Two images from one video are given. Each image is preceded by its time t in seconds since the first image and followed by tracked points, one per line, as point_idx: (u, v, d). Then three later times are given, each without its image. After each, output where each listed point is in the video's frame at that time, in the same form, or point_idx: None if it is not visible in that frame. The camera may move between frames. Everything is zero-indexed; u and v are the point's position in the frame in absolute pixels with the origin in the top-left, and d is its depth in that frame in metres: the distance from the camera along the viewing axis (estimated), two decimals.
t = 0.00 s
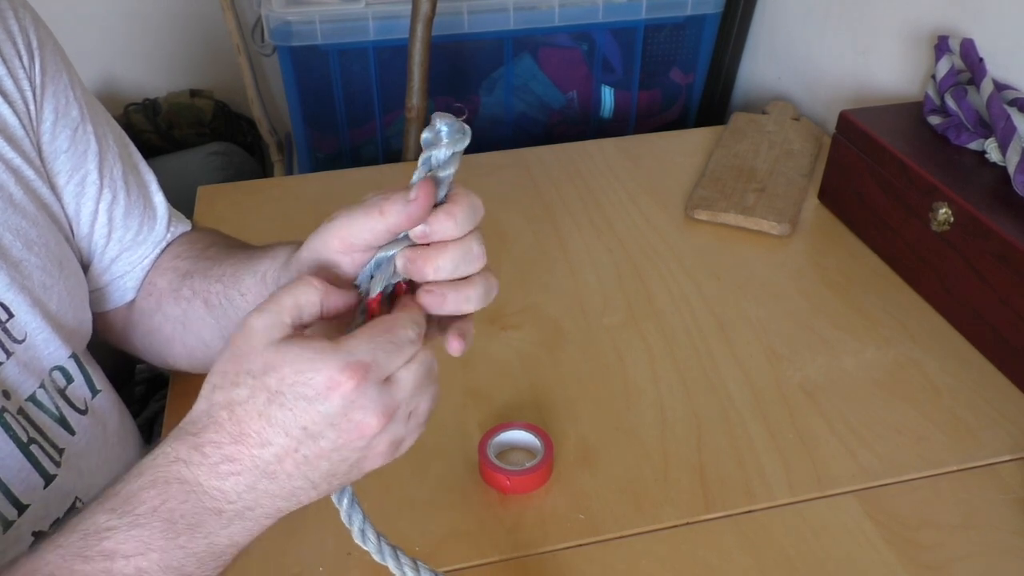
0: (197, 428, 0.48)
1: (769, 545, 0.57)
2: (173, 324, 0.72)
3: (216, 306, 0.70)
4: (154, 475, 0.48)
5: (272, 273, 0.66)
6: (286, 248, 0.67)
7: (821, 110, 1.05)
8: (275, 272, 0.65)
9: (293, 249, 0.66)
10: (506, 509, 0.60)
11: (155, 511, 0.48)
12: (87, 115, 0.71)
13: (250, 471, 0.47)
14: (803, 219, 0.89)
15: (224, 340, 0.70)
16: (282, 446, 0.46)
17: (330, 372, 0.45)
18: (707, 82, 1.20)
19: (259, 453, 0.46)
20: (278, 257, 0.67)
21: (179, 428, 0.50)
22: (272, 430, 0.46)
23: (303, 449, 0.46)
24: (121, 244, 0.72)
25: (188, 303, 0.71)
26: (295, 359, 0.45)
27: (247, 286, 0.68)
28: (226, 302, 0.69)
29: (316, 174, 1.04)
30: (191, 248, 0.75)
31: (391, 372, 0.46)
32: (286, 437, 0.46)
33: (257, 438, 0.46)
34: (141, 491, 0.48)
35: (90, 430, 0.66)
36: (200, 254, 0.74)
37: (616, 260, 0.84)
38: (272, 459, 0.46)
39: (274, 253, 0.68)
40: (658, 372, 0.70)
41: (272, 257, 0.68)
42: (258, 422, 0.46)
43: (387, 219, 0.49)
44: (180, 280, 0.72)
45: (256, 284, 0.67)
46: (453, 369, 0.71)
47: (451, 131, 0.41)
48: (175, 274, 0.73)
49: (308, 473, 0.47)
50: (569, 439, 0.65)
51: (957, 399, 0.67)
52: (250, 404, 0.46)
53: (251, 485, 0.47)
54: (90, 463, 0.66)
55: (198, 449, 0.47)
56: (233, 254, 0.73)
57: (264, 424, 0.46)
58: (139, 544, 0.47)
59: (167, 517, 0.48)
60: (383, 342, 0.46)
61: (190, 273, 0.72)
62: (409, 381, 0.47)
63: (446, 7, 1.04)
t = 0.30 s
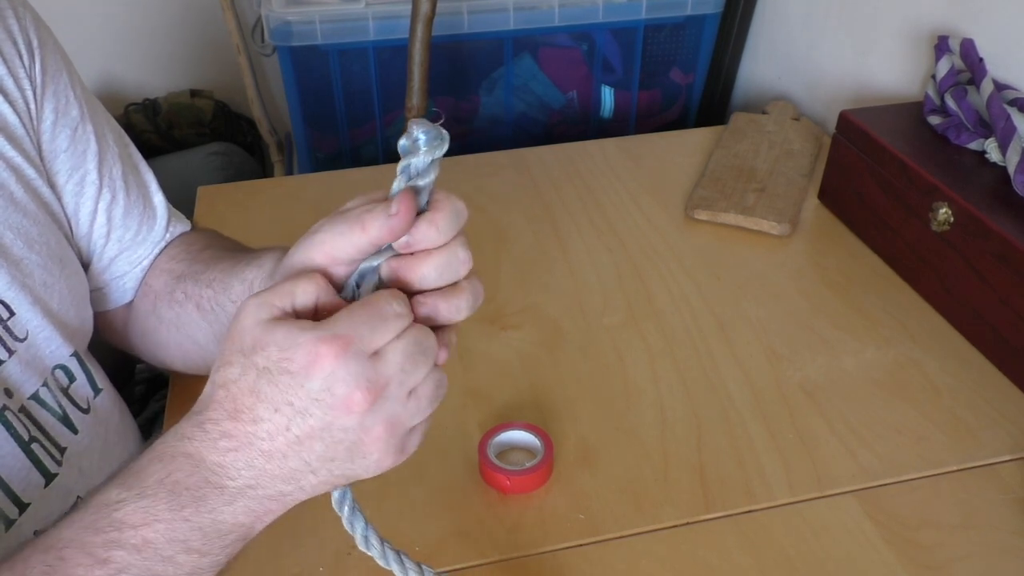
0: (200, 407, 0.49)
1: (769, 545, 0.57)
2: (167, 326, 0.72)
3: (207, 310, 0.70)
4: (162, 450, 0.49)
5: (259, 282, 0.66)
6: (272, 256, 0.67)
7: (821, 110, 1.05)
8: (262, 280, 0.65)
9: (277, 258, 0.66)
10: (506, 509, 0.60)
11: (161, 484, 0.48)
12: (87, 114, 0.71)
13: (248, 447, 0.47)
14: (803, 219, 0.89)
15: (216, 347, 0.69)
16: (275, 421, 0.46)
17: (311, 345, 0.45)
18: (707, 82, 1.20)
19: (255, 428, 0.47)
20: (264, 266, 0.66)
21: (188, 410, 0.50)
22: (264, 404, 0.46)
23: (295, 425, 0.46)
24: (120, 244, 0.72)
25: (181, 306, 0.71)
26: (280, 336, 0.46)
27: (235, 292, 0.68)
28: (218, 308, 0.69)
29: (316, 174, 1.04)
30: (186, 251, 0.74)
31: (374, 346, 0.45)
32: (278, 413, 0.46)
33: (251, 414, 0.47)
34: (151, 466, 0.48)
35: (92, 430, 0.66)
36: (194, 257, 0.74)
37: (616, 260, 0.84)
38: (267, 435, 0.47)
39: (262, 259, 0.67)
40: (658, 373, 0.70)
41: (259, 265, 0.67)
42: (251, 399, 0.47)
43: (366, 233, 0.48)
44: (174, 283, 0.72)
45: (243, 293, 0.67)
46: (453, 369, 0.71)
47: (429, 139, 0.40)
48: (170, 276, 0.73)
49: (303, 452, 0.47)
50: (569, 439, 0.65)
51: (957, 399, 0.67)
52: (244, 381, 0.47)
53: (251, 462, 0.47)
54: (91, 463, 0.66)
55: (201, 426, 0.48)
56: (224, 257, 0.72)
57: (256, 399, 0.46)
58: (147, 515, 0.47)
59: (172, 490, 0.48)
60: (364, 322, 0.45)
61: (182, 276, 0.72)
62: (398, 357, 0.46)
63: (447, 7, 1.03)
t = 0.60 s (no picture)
0: (211, 403, 0.49)
1: (769, 545, 0.57)
2: (171, 326, 0.72)
3: (212, 310, 0.70)
4: (172, 446, 0.49)
5: (265, 285, 0.66)
6: (279, 258, 0.67)
7: (821, 110, 1.05)
8: (268, 283, 0.65)
9: (285, 260, 0.66)
10: (506, 509, 0.60)
11: (170, 478, 0.48)
12: (86, 115, 0.71)
13: (258, 443, 0.47)
14: (803, 219, 0.89)
15: (220, 349, 0.70)
16: (287, 415, 0.46)
17: (327, 335, 0.45)
18: (707, 82, 1.20)
19: (267, 423, 0.46)
20: (270, 268, 0.66)
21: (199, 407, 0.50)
22: (277, 398, 0.46)
23: (308, 418, 0.46)
24: (120, 244, 0.72)
25: (184, 305, 0.71)
26: (298, 328, 0.46)
27: (240, 294, 0.68)
28: (222, 308, 0.69)
29: (316, 174, 1.04)
30: (188, 251, 0.74)
31: (387, 337, 0.46)
32: (291, 406, 0.46)
33: (264, 408, 0.47)
34: (160, 461, 0.48)
35: (93, 429, 0.66)
36: (196, 257, 0.74)
37: (616, 260, 0.84)
38: (279, 430, 0.46)
39: (267, 262, 0.67)
40: (658, 372, 0.70)
41: (265, 266, 0.67)
42: (264, 393, 0.46)
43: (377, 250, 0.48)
44: (176, 283, 0.72)
45: (249, 294, 0.67)
46: (453, 369, 0.71)
47: (449, 164, 0.41)
48: (172, 276, 0.73)
49: (314, 447, 0.46)
50: (569, 439, 0.65)
51: (957, 399, 0.67)
52: (256, 375, 0.47)
53: (261, 458, 0.47)
54: (92, 463, 0.66)
55: (212, 422, 0.48)
56: (227, 258, 0.73)
57: (270, 392, 0.46)
58: (153, 509, 0.47)
59: (181, 484, 0.47)
60: (380, 312, 0.46)
61: (185, 276, 0.72)
62: (410, 351, 0.46)
63: (447, 6, 1.04)
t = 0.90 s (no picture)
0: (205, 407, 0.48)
1: (769, 545, 0.57)
2: (174, 326, 0.72)
3: (217, 310, 0.70)
4: (163, 452, 0.48)
5: (274, 284, 0.66)
6: (288, 257, 0.67)
7: (821, 110, 1.05)
8: (277, 281, 0.65)
9: (294, 261, 0.66)
10: (506, 509, 0.60)
11: (160, 484, 0.47)
12: (85, 116, 0.71)
13: (254, 446, 0.46)
14: (803, 219, 0.89)
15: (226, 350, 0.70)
16: (283, 417, 0.46)
17: (325, 335, 0.46)
18: (707, 82, 1.20)
19: (263, 426, 0.46)
20: (279, 267, 0.66)
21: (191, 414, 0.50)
22: (274, 401, 0.46)
23: (304, 420, 0.46)
24: (120, 245, 0.72)
25: (189, 305, 0.71)
26: (297, 330, 0.47)
27: (249, 292, 0.68)
28: (228, 307, 0.69)
29: (316, 174, 1.04)
30: (190, 251, 0.74)
31: (386, 338, 0.47)
32: (288, 408, 0.46)
33: (260, 410, 0.46)
34: (150, 468, 0.48)
35: (90, 431, 0.66)
36: (200, 257, 0.74)
37: (616, 260, 0.84)
38: (274, 432, 0.46)
39: (277, 261, 0.67)
40: (658, 372, 0.70)
41: (274, 266, 0.67)
42: (260, 395, 0.46)
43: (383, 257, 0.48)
44: (180, 282, 0.72)
45: (257, 292, 0.67)
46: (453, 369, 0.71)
47: (457, 178, 0.42)
48: (175, 276, 0.73)
49: (310, 449, 0.46)
50: (569, 439, 0.65)
51: (957, 399, 0.67)
52: (252, 378, 0.47)
53: (255, 462, 0.47)
54: (90, 463, 0.66)
55: (205, 427, 0.48)
56: (232, 258, 0.73)
57: (266, 394, 0.46)
58: (143, 517, 0.46)
59: (171, 491, 0.47)
60: (376, 316, 0.47)
61: (189, 275, 0.72)
62: (408, 352, 0.47)
63: (447, 6, 1.04)
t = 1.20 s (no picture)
0: (202, 412, 0.48)
1: (769, 545, 0.57)
2: (177, 325, 0.72)
3: (220, 308, 0.70)
4: (158, 460, 0.48)
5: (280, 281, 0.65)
6: (294, 255, 0.66)
7: (821, 110, 1.05)
8: (283, 277, 0.65)
9: (300, 257, 0.65)
10: (506, 509, 0.60)
11: (156, 493, 0.47)
12: (85, 117, 0.71)
13: (253, 451, 0.46)
14: (803, 219, 0.89)
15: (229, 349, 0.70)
16: (284, 421, 0.46)
17: (326, 337, 0.45)
18: (707, 82, 1.20)
19: (263, 430, 0.46)
20: (285, 264, 0.66)
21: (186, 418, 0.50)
22: (274, 404, 0.46)
23: (304, 422, 0.46)
24: (120, 246, 0.72)
25: (192, 304, 0.71)
26: (297, 331, 0.46)
27: (253, 289, 0.68)
28: (231, 305, 0.69)
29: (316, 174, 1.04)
30: (192, 251, 0.74)
31: (385, 336, 0.46)
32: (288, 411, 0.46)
33: (259, 414, 0.46)
34: (145, 475, 0.48)
35: (88, 431, 0.66)
36: (202, 256, 0.74)
37: (616, 260, 0.84)
38: (275, 436, 0.46)
39: (282, 259, 0.67)
40: (658, 372, 0.70)
41: (279, 263, 0.67)
42: (260, 399, 0.46)
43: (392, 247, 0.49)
44: (183, 281, 0.72)
45: (262, 289, 0.67)
46: (453, 369, 0.71)
47: (459, 173, 0.40)
48: (178, 275, 0.73)
49: (311, 452, 0.46)
50: (569, 439, 0.65)
51: (957, 399, 0.67)
52: (251, 381, 0.47)
53: (255, 467, 0.46)
54: (88, 464, 0.66)
55: (202, 432, 0.47)
56: (235, 257, 0.73)
57: (265, 397, 0.46)
58: (138, 526, 0.46)
59: (167, 499, 0.47)
60: (377, 313, 0.47)
61: (192, 274, 0.72)
62: (410, 352, 0.47)
63: (446, 6, 1.04)
